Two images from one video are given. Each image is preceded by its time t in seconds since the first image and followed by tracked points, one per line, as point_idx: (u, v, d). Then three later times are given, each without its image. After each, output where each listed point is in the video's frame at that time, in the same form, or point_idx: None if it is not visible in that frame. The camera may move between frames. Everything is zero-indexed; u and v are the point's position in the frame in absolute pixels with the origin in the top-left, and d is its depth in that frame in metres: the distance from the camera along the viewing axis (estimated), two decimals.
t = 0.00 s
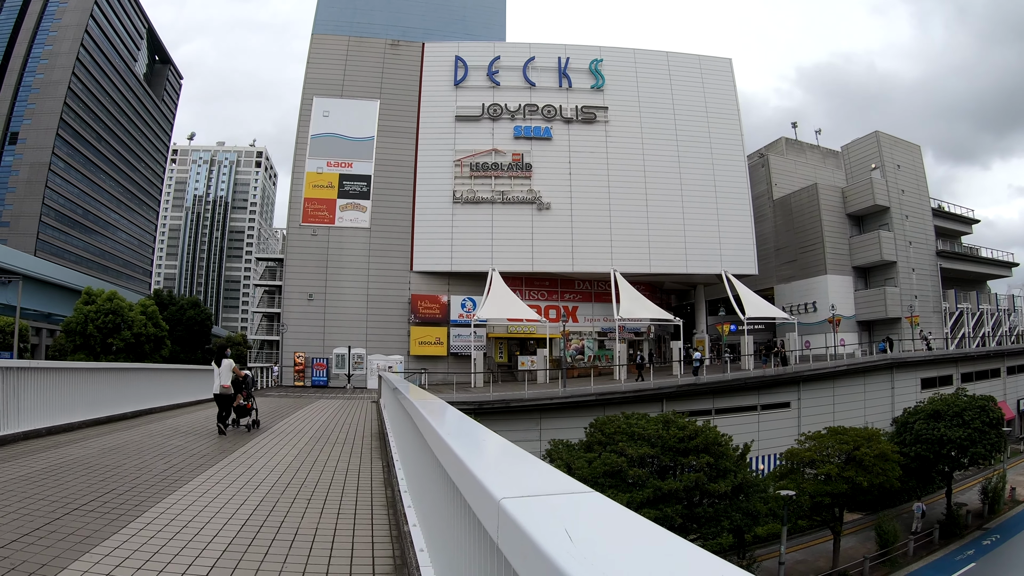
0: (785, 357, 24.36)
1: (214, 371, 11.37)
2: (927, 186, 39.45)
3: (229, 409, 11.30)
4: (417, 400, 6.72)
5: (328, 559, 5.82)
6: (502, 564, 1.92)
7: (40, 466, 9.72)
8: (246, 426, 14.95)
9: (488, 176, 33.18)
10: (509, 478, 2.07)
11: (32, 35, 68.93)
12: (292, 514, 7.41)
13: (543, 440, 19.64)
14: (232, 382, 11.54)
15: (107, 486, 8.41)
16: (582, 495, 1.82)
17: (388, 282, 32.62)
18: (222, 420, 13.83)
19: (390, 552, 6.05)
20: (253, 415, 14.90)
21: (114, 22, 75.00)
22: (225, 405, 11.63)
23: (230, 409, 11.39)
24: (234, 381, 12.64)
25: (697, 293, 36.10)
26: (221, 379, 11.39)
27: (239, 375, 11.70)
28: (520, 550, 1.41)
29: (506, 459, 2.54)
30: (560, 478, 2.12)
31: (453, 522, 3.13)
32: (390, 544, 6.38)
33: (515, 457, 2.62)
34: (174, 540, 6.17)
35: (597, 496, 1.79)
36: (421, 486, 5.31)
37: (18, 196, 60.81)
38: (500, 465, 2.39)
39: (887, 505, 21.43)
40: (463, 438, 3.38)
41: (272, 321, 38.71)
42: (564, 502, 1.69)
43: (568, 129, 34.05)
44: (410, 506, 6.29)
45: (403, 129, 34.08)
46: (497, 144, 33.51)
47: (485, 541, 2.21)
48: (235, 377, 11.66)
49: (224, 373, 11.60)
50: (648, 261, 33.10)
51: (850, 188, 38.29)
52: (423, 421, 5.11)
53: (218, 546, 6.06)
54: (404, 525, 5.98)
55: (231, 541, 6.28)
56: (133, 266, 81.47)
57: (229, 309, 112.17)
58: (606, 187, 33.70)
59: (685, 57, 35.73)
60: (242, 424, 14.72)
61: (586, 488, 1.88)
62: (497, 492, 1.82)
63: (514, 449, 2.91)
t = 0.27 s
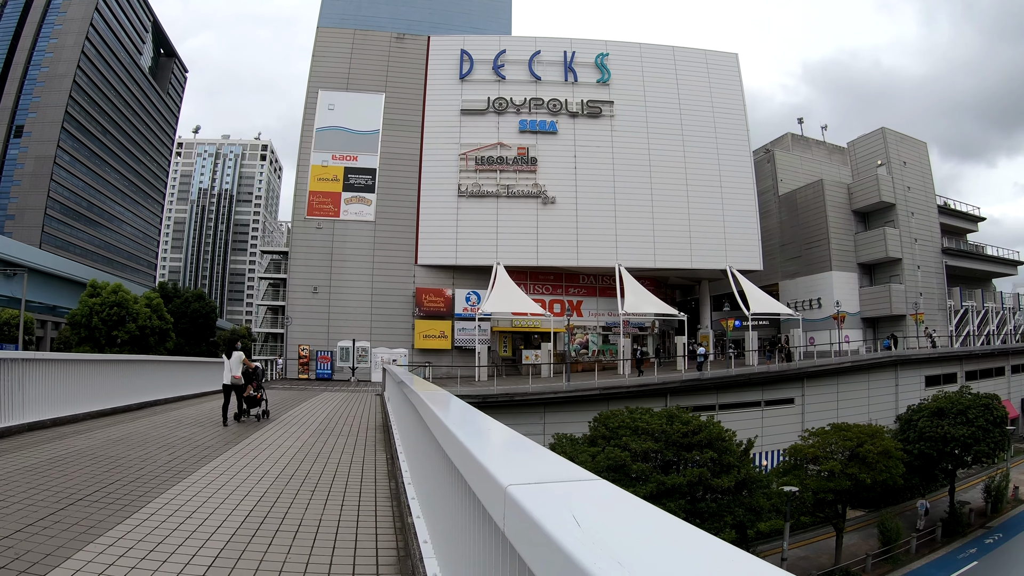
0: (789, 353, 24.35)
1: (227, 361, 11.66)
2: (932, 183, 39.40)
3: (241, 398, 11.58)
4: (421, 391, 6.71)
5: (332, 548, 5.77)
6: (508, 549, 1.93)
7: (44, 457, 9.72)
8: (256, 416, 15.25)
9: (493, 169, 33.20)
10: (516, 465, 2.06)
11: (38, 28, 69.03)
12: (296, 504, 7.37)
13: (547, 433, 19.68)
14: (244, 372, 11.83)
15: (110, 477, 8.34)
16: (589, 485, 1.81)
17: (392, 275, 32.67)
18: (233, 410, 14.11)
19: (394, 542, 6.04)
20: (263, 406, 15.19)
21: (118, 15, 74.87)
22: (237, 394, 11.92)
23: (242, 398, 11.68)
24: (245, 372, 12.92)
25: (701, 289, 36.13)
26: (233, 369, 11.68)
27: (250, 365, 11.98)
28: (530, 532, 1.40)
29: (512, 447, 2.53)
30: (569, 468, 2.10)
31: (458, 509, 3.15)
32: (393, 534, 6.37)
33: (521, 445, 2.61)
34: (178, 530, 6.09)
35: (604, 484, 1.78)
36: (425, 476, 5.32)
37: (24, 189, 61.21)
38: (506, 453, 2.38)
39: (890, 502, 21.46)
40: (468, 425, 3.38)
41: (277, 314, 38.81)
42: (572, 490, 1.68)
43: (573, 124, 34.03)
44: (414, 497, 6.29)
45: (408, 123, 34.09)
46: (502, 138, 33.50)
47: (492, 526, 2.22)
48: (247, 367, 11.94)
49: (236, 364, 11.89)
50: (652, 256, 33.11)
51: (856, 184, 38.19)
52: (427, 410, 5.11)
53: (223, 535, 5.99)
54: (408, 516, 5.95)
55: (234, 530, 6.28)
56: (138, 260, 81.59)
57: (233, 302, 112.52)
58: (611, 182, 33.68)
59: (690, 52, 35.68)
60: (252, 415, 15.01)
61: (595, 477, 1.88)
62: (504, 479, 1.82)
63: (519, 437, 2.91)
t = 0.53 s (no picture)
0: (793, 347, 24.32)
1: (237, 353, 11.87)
2: (938, 177, 39.33)
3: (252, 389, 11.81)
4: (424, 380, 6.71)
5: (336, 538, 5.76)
6: (513, 534, 1.95)
7: (48, 447, 9.71)
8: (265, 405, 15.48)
9: (498, 161, 33.20)
10: (520, 450, 2.09)
11: (42, 20, 69.08)
12: (299, 494, 7.37)
13: (552, 425, 19.70)
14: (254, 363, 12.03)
15: (114, 468, 8.32)
16: (594, 470, 1.85)
17: (396, 266, 32.74)
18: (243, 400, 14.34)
19: (398, 532, 6.06)
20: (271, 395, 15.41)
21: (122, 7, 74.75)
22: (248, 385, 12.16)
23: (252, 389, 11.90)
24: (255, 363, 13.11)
25: (706, 282, 36.13)
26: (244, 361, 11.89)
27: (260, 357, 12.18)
28: (536, 516, 1.43)
29: (516, 433, 2.54)
30: (573, 454, 2.11)
31: (460, 496, 3.18)
32: (397, 524, 6.39)
33: (526, 432, 2.61)
34: (182, 520, 6.08)
35: (608, 471, 1.80)
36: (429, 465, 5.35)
37: (28, 181, 61.41)
38: (510, 439, 2.40)
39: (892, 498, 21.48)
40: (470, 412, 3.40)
41: (281, 305, 38.89)
42: (577, 474, 1.71)
43: (578, 116, 33.99)
44: (418, 489, 6.31)
45: (413, 115, 34.09)
46: (507, 130, 33.48)
47: (495, 512, 2.26)
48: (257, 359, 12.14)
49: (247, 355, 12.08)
50: (657, 248, 33.13)
51: (862, 178, 38.08)
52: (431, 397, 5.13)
53: (227, 525, 5.98)
54: (412, 507, 5.98)
55: (238, 520, 6.29)
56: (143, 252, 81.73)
57: (238, 294, 112.70)
58: (616, 175, 33.64)
59: (696, 44, 35.62)
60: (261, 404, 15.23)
61: (600, 463, 1.91)
62: (508, 464, 1.84)
63: (523, 423, 2.91)
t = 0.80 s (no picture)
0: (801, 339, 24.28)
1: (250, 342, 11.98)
2: (947, 170, 39.21)
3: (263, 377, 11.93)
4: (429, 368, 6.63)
5: (344, 526, 5.71)
6: (530, 522, 1.86)
7: (56, 436, 9.71)
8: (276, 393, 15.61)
9: (505, 151, 33.20)
10: (534, 433, 1.99)
11: (48, 12, 69.20)
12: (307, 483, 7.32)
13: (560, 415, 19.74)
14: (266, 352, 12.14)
15: (121, 457, 8.27)
16: (613, 452, 1.74)
17: (403, 256, 32.79)
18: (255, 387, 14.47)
19: (407, 520, 6.01)
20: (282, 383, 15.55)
21: None
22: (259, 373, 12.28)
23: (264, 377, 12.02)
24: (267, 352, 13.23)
25: (713, 273, 36.13)
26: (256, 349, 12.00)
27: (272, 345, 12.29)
28: (556, 503, 1.35)
29: (527, 417, 2.43)
30: (590, 436, 2.00)
31: (471, 483, 3.11)
32: (406, 512, 6.34)
33: (537, 414, 2.50)
34: (189, 508, 6.02)
35: (631, 453, 1.69)
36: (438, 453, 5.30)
37: (36, 173, 61.71)
38: (522, 422, 2.29)
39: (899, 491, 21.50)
40: (480, 395, 3.31)
41: (288, 295, 39.03)
42: (599, 457, 1.61)
43: (586, 105, 33.96)
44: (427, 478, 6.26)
45: (420, 105, 34.10)
46: (515, 120, 33.47)
47: (508, 498, 2.19)
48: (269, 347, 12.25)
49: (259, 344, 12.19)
50: (665, 238, 33.14)
51: (870, 169, 37.96)
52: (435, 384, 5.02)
53: (234, 514, 5.90)
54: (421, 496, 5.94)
55: (247, 506, 6.24)
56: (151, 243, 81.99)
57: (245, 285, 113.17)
58: (624, 166, 33.61)
59: (705, 34, 35.52)
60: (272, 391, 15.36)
61: (619, 445, 1.81)
62: (525, 448, 1.74)
63: (534, 406, 2.81)
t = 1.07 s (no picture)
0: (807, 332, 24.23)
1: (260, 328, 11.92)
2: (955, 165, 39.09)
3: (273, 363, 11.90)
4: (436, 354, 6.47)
5: (349, 517, 5.62)
6: (556, 514, 1.62)
7: (62, 423, 9.72)
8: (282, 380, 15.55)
9: (512, 142, 33.19)
10: (557, 415, 1.75)
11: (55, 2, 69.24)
12: (310, 473, 7.24)
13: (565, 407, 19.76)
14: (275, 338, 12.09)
15: (125, 445, 8.27)
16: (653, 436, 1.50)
17: (409, 246, 32.82)
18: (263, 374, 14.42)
19: (414, 510, 5.92)
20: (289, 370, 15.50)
21: None
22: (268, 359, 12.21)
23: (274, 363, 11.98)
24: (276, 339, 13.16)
25: (719, 266, 36.09)
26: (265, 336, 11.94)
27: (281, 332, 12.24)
28: (589, 495, 1.17)
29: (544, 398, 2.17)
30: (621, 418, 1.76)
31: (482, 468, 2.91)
32: (413, 503, 6.26)
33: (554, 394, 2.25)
34: (192, 497, 5.95)
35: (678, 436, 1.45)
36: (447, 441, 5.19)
37: (42, 163, 61.87)
38: (541, 403, 2.04)
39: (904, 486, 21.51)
40: (487, 377, 3.12)
41: (294, 284, 39.10)
42: (641, 442, 1.36)
43: (594, 96, 33.91)
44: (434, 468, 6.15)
45: (428, 95, 34.08)
46: (523, 110, 33.44)
47: (525, 488, 2.02)
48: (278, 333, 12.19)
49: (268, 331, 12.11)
50: (672, 230, 33.12)
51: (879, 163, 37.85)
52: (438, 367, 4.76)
53: (237, 504, 5.81)
54: (429, 487, 5.87)
55: (251, 496, 6.17)
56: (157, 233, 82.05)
57: (251, 274, 113.37)
58: (632, 157, 33.57)
59: (713, 25, 35.41)
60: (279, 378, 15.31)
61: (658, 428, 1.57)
62: (552, 430, 1.49)
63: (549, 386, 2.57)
